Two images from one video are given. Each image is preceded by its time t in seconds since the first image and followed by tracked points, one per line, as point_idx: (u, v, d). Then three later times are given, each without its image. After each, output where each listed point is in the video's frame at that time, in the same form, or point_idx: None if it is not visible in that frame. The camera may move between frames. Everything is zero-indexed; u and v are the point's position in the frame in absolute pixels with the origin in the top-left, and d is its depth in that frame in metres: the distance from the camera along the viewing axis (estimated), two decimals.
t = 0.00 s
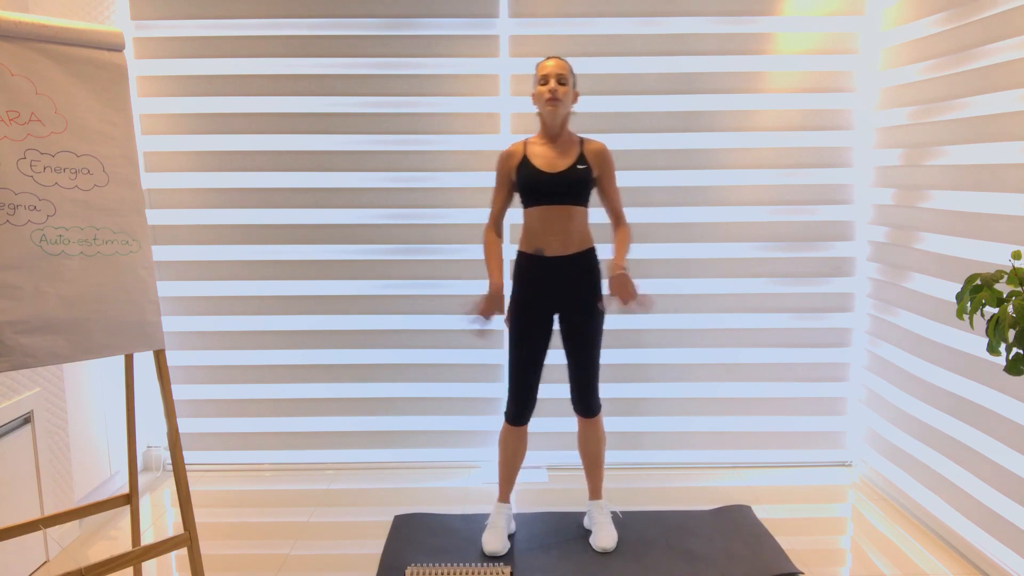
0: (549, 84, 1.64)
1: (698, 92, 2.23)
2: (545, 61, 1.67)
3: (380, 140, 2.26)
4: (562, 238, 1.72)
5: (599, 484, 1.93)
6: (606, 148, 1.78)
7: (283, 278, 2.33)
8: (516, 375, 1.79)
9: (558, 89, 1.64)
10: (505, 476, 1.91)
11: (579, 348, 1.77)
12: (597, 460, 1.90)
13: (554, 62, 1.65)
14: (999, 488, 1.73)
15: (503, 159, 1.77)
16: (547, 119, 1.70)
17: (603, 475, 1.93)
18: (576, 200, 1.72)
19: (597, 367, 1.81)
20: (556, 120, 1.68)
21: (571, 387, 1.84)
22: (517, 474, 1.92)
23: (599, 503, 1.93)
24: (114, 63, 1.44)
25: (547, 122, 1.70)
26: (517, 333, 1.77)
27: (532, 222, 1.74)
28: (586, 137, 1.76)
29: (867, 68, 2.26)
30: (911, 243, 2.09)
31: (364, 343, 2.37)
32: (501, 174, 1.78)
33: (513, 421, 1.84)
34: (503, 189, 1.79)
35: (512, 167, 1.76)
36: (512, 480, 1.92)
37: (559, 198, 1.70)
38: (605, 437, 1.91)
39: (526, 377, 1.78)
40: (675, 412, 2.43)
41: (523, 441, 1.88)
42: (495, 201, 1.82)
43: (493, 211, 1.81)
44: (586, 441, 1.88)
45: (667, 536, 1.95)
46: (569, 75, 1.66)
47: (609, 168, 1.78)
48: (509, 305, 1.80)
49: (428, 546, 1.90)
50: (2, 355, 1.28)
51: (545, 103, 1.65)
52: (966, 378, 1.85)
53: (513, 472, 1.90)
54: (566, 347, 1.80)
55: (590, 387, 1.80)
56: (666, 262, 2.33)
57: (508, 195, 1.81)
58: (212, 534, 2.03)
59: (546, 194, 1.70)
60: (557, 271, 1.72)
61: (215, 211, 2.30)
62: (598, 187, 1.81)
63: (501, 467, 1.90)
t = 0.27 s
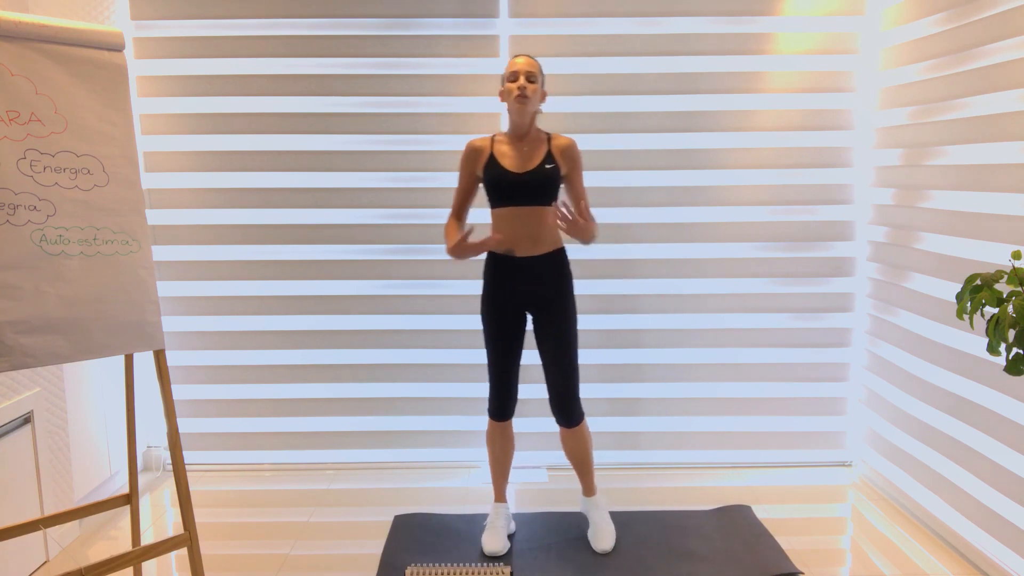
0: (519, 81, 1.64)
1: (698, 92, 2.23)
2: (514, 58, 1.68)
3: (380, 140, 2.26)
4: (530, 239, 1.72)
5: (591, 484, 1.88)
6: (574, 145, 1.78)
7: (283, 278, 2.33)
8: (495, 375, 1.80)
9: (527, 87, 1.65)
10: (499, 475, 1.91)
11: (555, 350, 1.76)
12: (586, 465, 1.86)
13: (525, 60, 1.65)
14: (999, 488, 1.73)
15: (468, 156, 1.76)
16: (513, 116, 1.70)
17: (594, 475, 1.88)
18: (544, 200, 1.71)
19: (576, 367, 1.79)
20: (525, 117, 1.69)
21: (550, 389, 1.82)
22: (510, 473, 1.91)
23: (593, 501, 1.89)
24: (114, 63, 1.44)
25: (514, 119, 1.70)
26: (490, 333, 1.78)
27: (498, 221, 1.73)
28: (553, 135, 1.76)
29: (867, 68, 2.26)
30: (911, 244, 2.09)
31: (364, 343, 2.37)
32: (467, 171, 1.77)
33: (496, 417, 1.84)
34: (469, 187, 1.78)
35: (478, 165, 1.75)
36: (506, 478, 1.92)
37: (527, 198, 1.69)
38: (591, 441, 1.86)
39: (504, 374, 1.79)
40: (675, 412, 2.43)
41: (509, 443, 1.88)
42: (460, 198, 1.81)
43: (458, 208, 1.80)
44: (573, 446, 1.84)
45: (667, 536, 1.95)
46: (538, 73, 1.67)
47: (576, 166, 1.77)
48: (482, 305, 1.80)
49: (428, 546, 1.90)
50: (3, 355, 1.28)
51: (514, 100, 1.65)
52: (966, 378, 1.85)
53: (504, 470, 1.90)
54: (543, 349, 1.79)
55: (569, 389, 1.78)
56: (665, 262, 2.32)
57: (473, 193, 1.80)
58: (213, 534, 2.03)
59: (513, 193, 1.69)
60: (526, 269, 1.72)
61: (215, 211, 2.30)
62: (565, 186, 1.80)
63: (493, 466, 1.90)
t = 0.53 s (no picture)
0: (503, 82, 1.63)
1: (698, 92, 2.23)
2: (499, 59, 1.66)
3: (380, 140, 2.26)
4: (513, 239, 1.72)
5: (587, 508, 1.75)
6: (557, 148, 1.77)
7: (283, 278, 2.33)
8: (488, 376, 1.80)
9: (511, 89, 1.63)
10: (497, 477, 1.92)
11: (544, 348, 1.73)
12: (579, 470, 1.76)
13: (509, 61, 1.64)
14: (999, 488, 1.73)
15: (452, 158, 1.76)
16: (496, 118, 1.69)
17: (589, 488, 1.77)
18: (527, 201, 1.72)
19: (567, 367, 1.76)
20: (508, 120, 1.68)
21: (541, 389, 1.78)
22: (508, 475, 1.92)
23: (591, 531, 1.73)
24: (114, 63, 1.44)
25: (498, 121, 1.69)
26: (478, 334, 1.78)
27: (483, 223, 1.74)
28: (537, 137, 1.75)
29: (867, 68, 2.26)
30: (912, 244, 2.09)
31: (363, 343, 2.37)
32: (450, 174, 1.78)
33: (491, 417, 1.83)
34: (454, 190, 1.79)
35: (461, 168, 1.75)
36: (505, 479, 1.93)
37: (510, 199, 1.70)
38: (582, 449, 1.77)
39: (496, 374, 1.78)
40: (675, 412, 2.43)
41: (505, 443, 1.88)
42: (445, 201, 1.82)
43: (443, 211, 1.81)
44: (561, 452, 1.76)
45: (667, 536, 1.95)
46: (523, 74, 1.66)
47: (558, 168, 1.77)
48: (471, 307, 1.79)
49: (428, 546, 1.90)
50: (3, 355, 1.28)
51: (497, 102, 1.64)
52: (966, 378, 1.85)
53: (502, 470, 1.90)
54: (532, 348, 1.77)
55: (560, 389, 1.74)
56: (665, 262, 2.32)
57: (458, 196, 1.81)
58: (213, 534, 2.04)
59: (497, 195, 1.70)
60: (511, 268, 1.72)
61: (215, 211, 2.30)
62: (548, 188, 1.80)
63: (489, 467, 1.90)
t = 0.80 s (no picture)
0: (507, 80, 1.62)
1: (698, 92, 2.23)
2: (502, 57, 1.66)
3: (380, 140, 2.26)
4: (517, 239, 1.72)
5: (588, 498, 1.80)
6: (560, 145, 1.78)
7: (282, 278, 2.33)
8: (489, 376, 1.80)
9: (516, 87, 1.63)
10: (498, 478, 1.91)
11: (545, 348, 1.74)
12: (580, 467, 1.79)
13: (512, 59, 1.63)
14: (999, 488, 1.73)
15: (456, 158, 1.76)
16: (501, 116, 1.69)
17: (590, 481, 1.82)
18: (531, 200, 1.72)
19: (569, 366, 1.77)
20: (513, 118, 1.68)
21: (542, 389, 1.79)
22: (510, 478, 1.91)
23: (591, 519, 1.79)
24: (114, 63, 1.44)
25: (502, 120, 1.69)
26: (481, 334, 1.78)
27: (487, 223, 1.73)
28: (540, 135, 1.76)
29: (867, 68, 2.26)
30: (912, 244, 2.09)
31: (363, 343, 2.37)
32: (455, 173, 1.77)
33: (493, 418, 1.84)
34: (458, 189, 1.79)
35: (465, 167, 1.75)
36: (506, 481, 1.92)
37: (515, 199, 1.70)
38: (583, 445, 1.80)
39: (498, 374, 1.79)
40: (675, 412, 2.43)
41: (506, 444, 1.88)
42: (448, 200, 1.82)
43: (447, 210, 1.80)
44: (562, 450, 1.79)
45: (667, 536, 1.95)
46: (527, 72, 1.65)
47: (562, 165, 1.79)
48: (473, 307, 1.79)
49: (428, 546, 1.90)
50: (3, 355, 1.28)
51: (502, 101, 1.63)
52: (966, 378, 1.85)
53: (503, 472, 1.89)
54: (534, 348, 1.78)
55: (562, 388, 1.75)
56: (665, 262, 2.32)
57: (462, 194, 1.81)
58: (213, 533, 2.04)
59: (501, 195, 1.69)
60: (514, 269, 1.72)
61: (215, 212, 2.30)
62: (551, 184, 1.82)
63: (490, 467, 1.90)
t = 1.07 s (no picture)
0: (526, 82, 1.64)
1: (698, 92, 2.23)
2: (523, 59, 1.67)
3: (380, 140, 2.26)
4: (536, 241, 1.71)
5: (592, 490, 1.87)
6: (583, 148, 1.77)
7: (282, 278, 2.33)
8: (501, 376, 1.79)
9: (535, 88, 1.64)
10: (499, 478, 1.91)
11: (562, 354, 1.74)
12: (588, 469, 1.84)
13: (532, 61, 1.64)
14: (998, 488, 1.73)
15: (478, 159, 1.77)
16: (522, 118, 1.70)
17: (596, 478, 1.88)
18: (551, 202, 1.71)
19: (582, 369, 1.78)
20: (533, 120, 1.69)
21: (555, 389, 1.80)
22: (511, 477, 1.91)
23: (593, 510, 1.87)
24: (114, 63, 1.44)
25: (522, 121, 1.70)
26: (496, 335, 1.77)
27: (508, 223, 1.73)
28: (562, 137, 1.76)
29: (867, 68, 2.26)
30: (912, 244, 2.09)
31: (364, 343, 2.37)
32: (476, 175, 1.78)
33: (500, 420, 1.83)
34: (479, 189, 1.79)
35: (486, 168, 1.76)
36: (508, 478, 1.91)
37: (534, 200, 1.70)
38: (593, 446, 1.84)
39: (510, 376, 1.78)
40: (675, 412, 2.43)
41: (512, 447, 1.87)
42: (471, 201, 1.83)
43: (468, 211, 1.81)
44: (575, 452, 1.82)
45: (667, 536, 1.95)
46: (546, 74, 1.66)
47: (585, 168, 1.77)
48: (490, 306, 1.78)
49: (428, 546, 1.90)
50: (3, 355, 1.28)
51: (522, 103, 1.65)
52: (966, 378, 1.85)
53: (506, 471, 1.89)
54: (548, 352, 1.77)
55: (575, 389, 1.76)
56: (665, 262, 2.32)
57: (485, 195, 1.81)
58: (213, 533, 2.04)
59: (520, 196, 1.70)
60: (534, 271, 1.71)
61: (215, 212, 2.30)
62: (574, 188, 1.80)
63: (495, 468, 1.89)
